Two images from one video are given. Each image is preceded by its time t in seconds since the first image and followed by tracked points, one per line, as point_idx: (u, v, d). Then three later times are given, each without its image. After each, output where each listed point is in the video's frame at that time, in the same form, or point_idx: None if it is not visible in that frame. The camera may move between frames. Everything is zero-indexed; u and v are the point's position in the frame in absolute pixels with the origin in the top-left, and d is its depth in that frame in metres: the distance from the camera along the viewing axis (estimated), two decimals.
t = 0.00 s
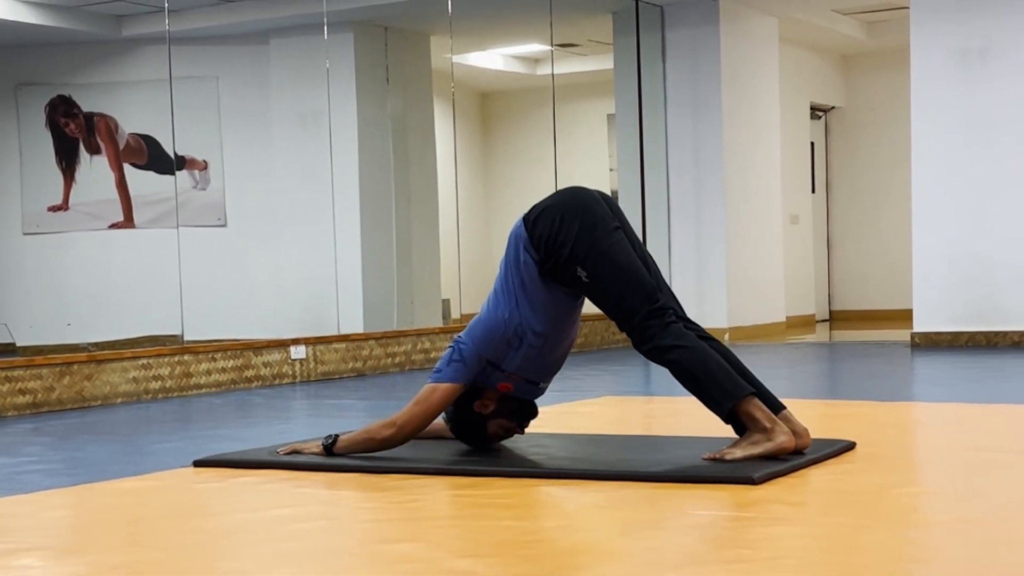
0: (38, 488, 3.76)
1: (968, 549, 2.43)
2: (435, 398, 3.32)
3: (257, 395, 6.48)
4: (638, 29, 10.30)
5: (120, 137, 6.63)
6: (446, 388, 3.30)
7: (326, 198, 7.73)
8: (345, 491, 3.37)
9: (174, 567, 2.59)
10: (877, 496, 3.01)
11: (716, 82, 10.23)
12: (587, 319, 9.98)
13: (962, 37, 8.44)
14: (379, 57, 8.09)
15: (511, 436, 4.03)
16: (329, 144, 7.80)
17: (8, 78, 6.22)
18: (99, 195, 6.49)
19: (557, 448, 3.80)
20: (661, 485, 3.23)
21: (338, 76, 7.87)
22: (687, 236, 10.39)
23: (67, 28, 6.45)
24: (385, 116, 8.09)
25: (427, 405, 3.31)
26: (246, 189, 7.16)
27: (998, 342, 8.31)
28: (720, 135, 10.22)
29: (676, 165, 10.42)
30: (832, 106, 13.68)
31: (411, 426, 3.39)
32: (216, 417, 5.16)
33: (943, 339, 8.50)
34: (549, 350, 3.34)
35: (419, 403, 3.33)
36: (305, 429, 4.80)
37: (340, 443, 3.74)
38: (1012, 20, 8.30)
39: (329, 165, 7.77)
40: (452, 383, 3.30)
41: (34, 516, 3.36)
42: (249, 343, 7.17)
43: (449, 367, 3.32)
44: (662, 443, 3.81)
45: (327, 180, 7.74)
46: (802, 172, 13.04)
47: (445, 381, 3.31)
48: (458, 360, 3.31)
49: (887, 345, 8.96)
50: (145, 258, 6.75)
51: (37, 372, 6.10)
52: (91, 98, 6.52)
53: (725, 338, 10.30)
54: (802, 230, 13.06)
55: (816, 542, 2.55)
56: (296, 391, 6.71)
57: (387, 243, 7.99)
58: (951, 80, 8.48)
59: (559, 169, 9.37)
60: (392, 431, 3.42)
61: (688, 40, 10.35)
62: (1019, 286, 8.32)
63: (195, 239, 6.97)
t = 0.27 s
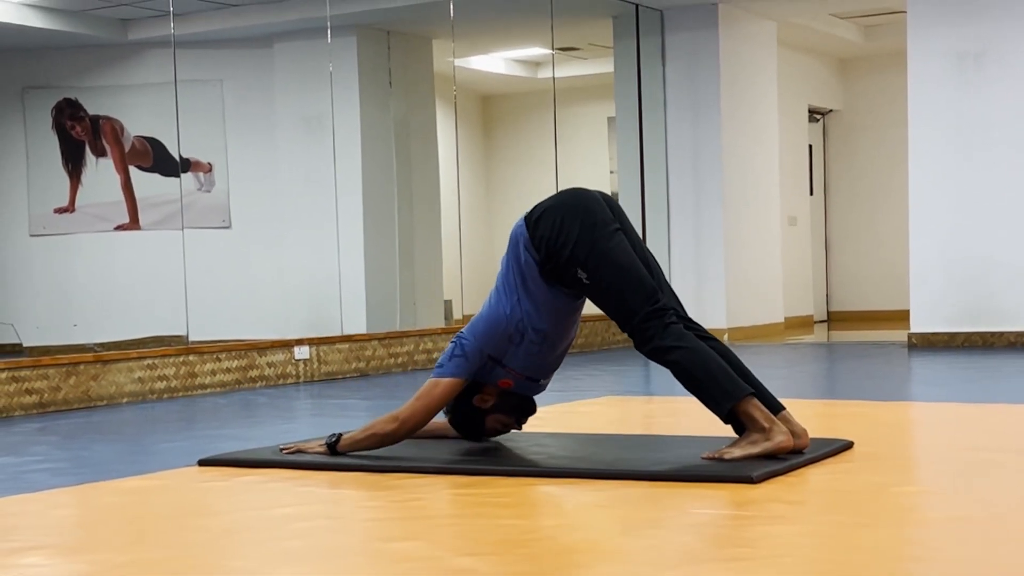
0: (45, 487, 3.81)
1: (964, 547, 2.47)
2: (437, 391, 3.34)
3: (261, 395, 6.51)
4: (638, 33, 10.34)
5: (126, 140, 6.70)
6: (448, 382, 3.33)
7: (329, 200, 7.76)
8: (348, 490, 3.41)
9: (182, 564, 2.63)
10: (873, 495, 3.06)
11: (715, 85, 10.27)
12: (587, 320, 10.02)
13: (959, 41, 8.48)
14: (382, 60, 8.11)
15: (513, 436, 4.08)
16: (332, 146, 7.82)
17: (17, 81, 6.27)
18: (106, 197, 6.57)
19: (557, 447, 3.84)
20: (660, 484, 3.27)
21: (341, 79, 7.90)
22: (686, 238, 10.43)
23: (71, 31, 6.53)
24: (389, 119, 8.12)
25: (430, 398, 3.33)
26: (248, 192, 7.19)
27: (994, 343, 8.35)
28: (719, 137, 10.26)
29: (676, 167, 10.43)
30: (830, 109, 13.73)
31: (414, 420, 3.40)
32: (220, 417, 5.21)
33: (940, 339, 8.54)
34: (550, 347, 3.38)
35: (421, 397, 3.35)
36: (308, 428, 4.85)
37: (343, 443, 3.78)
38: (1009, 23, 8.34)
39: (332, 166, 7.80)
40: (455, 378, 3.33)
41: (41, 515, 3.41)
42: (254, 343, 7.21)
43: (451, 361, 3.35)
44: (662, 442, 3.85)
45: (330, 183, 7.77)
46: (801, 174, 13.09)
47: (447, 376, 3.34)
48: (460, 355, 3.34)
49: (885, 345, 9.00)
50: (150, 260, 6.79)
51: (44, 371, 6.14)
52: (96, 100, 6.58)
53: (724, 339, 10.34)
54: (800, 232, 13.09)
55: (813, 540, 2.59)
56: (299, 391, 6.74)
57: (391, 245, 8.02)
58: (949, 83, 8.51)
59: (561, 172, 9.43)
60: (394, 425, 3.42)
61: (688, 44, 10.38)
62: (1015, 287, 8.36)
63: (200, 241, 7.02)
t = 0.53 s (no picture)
0: (52, 486, 3.86)
1: (961, 545, 2.51)
2: (433, 369, 3.36)
3: (266, 395, 6.51)
4: (638, 37, 10.42)
5: (131, 142, 6.73)
6: (444, 360, 3.35)
7: (332, 202, 7.80)
8: (352, 489, 3.45)
9: (190, 562, 2.67)
10: (870, 494, 3.09)
11: (714, 88, 10.31)
12: (588, 321, 10.06)
13: (955, 45, 8.52)
14: (385, 64, 8.16)
15: (514, 436, 4.12)
16: (336, 149, 7.85)
17: (22, 85, 6.36)
18: (111, 199, 6.62)
19: (558, 446, 3.88)
20: (660, 483, 3.31)
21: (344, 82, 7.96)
22: (686, 239, 10.47)
23: (79, 35, 6.59)
24: (392, 122, 8.13)
25: (426, 376, 3.34)
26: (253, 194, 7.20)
27: (990, 343, 8.41)
28: (719, 140, 10.30)
29: (676, 169, 10.47)
30: (828, 112, 13.78)
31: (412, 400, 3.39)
32: (224, 416, 5.25)
33: (936, 340, 8.59)
34: (545, 328, 3.40)
35: (418, 374, 3.35)
36: (311, 427, 4.89)
37: (346, 441, 3.82)
38: (1004, 28, 8.39)
39: (336, 169, 7.83)
40: (450, 355, 3.35)
41: (49, 513, 3.45)
42: (258, 343, 7.25)
43: (447, 338, 3.38)
44: (661, 442, 3.89)
45: (334, 186, 7.80)
46: (798, 177, 13.13)
47: (442, 353, 3.36)
48: (456, 332, 3.37)
49: (882, 346, 9.05)
50: (155, 262, 6.84)
51: (51, 372, 6.17)
52: (101, 103, 6.64)
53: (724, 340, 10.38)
54: (798, 235, 13.14)
55: (812, 538, 2.63)
56: (304, 391, 6.79)
57: (394, 248, 8.07)
58: (946, 87, 8.55)
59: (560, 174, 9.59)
60: (392, 406, 3.41)
61: (688, 48, 10.40)
62: (1012, 289, 8.41)
63: (203, 242, 7.04)
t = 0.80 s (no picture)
0: (59, 484, 3.90)
1: (958, 543, 2.55)
2: (431, 361, 3.40)
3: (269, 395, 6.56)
4: (638, 40, 10.49)
5: (137, 145, 6.80)
6: (442, 352, 3.40)
7: (335, 204, 7.81)
8: (355, 488, 3.49)
9: (197, 560, 2.71)
10: (867, 492, 3.13)
11: (714, 90, 10.34)
12: (588, 322, 10.12)
13: (952, 48, 8.56)
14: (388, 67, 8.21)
15: (515, 436, 4.16)
16: (340, 150, 7.90)
17: (28, 87, 6.31)
18: (117, 201, 6.66)
19: (559, 446, 3.93)
20: (661, 482, 3.35)
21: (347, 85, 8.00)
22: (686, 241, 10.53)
23: (84, 39, 6.59)
24: (394, 124, 8.22)
25: (425, 370, 3.38)
26: (257, 197, 7.30)
27: (987, 343, 8.45)
28: (718, 142, 10.34)
29: (676, 171, 10.50)
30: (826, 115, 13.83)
31: (411, 392, 3.45)
32: (228, 416, 5.29)
33: (932, 340, 8.64)
34: (541, 324, 3.44)
35: (417, 367, 3.39)
36: (315, 427, 4.94)
37: (350, 438, 3.87)
38: (1001, 31, 8.43)
39: (339, 170, 7.87)
40: (448, 346, 3.40)
41: (57, 512, 3.49)
42: (263, 344, 7.29)
43: (446, 327, 3.41)
44: (661, 441, 3.93)
45: (338, 188, 7.84)
46: (796, 179, 13.18)
47: (440, 343, 3.41)
48: (454, 322, 3.41)
49: (879, 347, 9.09)
50: (160, 263, 6.88)
51: (58, 371, 6.21)
52: (106, 106, 6.65)
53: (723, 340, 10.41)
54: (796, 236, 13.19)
55: (811, 536, 2.66)
56: (307, 391, 6.82)
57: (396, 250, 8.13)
58: (943, 90, 8.59)
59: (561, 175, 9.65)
60: (393, 396, 3.46)
61: (687, 51, 10.46)
62: (1008, 289, 8.45)
63: (207, 243, 7.10)
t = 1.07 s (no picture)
0: (65, 483, 3.94)
1: (955, 541, 2.59)
2: (433, 359, 3.43)
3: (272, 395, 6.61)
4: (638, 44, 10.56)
5: (142, 147, 6.83)
6: (444, 349, 3.43)
7: (338, 207, 7.84)
8: (358, 486, 3.53)
9: (203, 557, 2.76)
10: (865, 491, 3.18)
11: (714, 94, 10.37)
12: (588, 322, 10.17)
13: (948, 52, 8.61)
14: (391, 70, 8.23)
15: (516, 435, 4.20)
16: (343, 153, 7.93)
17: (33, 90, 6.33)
18: (124, 202, 6.69)
19: (559, 445, 3.97)
20: (660, 481, 3.39)
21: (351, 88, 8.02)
22: (684, 244, 10.62)
23: (93, 43, 6.62)
24: (398, 126, 8.27)
25: (428, 367, 3.41)
26: (261, 199, 7.33)
27: (983, 343, 8.50)
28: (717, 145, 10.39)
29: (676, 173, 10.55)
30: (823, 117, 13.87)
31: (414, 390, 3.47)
32: (233, 416, 5.33)
33: (929, 340, 8.69)
34: (542, 323, 3.49)
35: (420, 363, 3.43)
36: (318, 426, 4.98)
37: (351, 438, 3.93)
38: (997, 34, 8.47)
39: (343, 172, 7.91)
40: (449, 343, 3.43)
41: (64, 511, 3.53)
42: (267, 344, 7.33)
43: (447, 326, 3.44)
44: (661, 440, 3.98)
45: (341, 189, 7.87)
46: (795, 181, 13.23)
47: (442, 342, 3.44)
48: (455, 321, 3.43)
49: (876, 347, 9.14)
50: (165, 264, 6.92)
51: (65, 371, 6.25)
52: (112, 109, 6.71)
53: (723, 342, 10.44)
54: (794, 237, 13.24)
55: (809, 534, 2.70)
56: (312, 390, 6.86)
57: (398, 252, 8.17)
58: (940, 93, 8.63)
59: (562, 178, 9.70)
60: (396, 394, 3.49)
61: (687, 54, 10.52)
62: (1005, 290, 8.49)
63: (212, 245, 7.15)
